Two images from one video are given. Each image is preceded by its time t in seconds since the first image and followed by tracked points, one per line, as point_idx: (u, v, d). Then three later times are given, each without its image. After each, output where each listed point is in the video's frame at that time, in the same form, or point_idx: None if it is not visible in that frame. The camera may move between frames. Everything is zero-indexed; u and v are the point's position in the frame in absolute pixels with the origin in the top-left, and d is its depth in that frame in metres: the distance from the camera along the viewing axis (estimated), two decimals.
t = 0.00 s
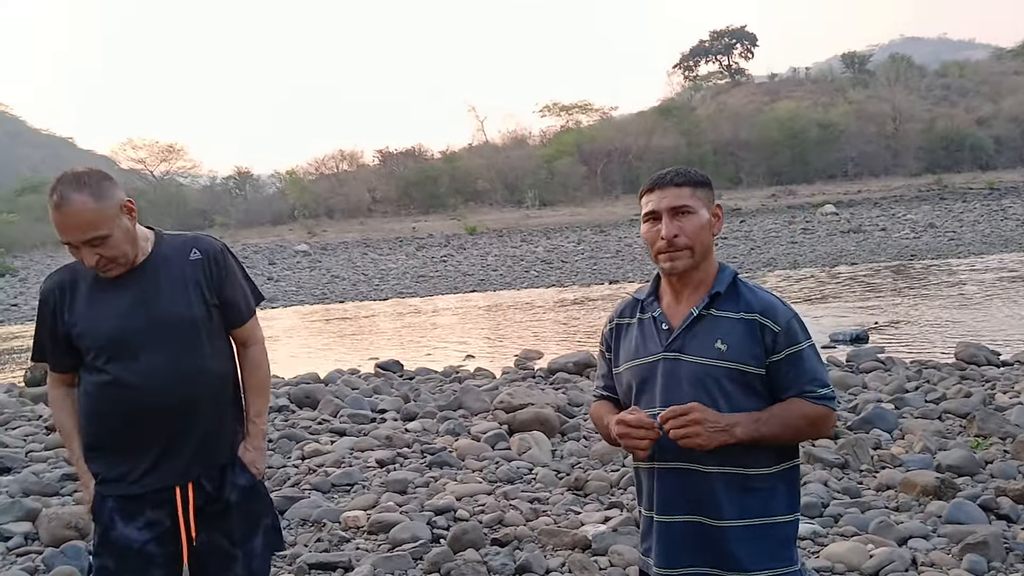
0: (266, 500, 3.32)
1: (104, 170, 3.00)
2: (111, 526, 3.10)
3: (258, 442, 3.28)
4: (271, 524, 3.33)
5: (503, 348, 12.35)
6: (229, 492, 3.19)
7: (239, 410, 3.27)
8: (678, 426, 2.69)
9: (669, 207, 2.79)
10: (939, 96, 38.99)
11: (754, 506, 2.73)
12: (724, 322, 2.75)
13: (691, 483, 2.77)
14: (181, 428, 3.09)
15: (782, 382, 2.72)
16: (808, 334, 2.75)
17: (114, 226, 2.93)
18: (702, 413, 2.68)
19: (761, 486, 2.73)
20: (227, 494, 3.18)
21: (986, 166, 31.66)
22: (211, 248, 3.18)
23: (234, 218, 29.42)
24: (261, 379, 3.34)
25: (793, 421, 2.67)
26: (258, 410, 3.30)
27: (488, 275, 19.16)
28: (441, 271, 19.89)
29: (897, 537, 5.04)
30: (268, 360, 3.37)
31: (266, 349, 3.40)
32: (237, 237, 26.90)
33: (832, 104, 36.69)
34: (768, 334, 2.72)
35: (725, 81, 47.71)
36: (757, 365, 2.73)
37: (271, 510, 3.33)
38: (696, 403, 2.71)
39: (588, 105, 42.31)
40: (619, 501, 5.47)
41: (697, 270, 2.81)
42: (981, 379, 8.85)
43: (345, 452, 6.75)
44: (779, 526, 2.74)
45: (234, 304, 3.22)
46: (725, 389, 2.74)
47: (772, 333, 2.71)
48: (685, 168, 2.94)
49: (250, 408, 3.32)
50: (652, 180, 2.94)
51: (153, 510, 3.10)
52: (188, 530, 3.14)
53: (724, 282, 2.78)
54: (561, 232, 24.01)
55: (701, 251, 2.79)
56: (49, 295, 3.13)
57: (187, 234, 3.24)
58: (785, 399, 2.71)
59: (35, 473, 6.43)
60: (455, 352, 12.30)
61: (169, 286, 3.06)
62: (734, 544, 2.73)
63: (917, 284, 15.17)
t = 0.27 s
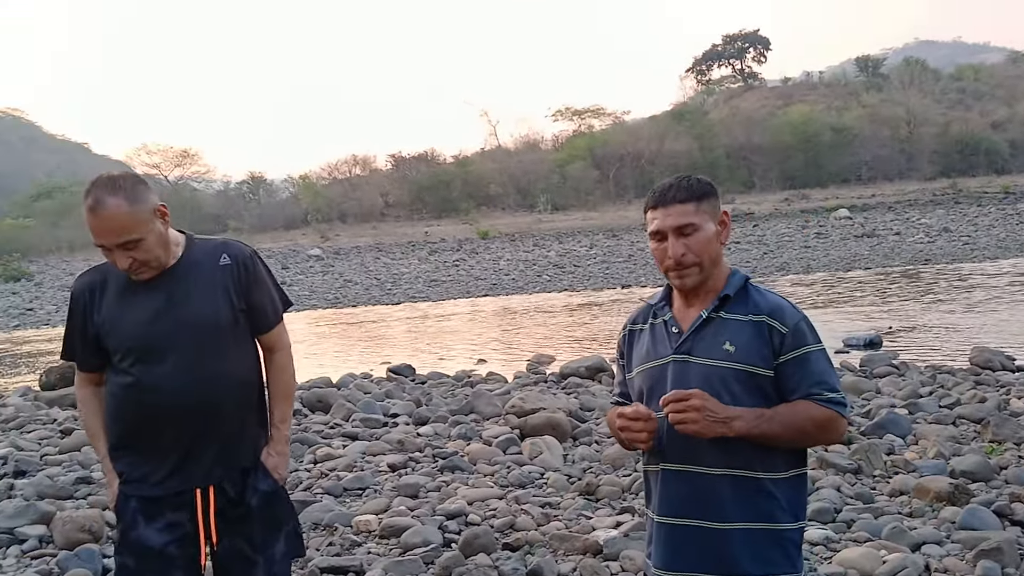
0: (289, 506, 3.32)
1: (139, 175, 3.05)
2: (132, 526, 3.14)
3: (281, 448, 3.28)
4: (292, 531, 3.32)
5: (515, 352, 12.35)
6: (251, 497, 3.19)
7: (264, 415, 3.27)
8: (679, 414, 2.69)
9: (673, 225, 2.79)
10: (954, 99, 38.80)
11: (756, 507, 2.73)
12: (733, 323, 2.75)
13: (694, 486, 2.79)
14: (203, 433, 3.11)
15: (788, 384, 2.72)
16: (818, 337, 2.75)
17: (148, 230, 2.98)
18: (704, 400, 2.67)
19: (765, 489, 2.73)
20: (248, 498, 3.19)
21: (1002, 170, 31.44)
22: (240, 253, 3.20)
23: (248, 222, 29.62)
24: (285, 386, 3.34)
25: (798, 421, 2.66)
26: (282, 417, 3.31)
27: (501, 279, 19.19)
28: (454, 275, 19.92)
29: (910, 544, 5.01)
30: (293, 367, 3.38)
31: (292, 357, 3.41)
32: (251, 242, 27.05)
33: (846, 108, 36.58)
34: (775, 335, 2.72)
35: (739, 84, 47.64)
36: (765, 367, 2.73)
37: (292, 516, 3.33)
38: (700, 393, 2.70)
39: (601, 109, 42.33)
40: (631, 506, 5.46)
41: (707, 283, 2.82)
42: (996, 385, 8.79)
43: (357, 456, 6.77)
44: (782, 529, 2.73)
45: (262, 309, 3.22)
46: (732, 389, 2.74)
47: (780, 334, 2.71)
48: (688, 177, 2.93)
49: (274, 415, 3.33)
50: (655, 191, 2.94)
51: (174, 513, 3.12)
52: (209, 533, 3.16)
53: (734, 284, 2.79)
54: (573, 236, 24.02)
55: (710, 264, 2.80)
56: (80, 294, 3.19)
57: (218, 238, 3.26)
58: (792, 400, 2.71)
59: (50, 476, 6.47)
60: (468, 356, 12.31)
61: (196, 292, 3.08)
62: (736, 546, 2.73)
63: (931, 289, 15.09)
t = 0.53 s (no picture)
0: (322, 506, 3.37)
1: (187, 174, 3.11)
2: (167, 517, 3.22)
3: (316, 447, 3.35)
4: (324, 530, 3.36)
5: (531, 352, 12.35)
6: (284, 494, 3.25)
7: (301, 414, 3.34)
8: (697, 409, 2.70)
9: (684, 255, 2.74)
10: (973, 98, 38.49)
11: (772, 507, 2.73)
12: (749, 325, 2.75)
13: (709, 487, 2.79)
14: (240, 430, 3.18)
15: (803, 385, 2.71)
16: (833, 338, 2.73)
17: (198, 230, 3.06)
18: (722, 399, 2.68)
19: (781, 489, 2.72)
20: (282, 496, 3.25)
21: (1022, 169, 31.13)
22: (285, 255, 3.27)
23: (265, 222, 29.77)
24: (325, 388, 3.40)
25: (814, 424, 2.64)
26: (318, 418, 3.39)
27: (517, 279, 19.18)
28: (470, 275, 19.94)
29: (928, 545, 4.99)
30: (332, 370, 3.44)
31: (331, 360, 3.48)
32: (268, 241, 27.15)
33: (864, 107, 36.37)
34: (791, 337, 2.71)
35: (756, 83, 47.44)
36: (780, 369, 2.72)
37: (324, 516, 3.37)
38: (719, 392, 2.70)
39: (617, 109, 42.26)
40: (647, 506, 5.45)
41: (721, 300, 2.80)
42: (1016, 385, 8.72)
43: (373, 455, 6.79)
44: (799, 528, 2.72)
45: (304, 311, 3.29)
46: (748, 391, 2.74)
47: (795, 335, 2.71)
48: (696, 188, 2.84)
49: (312, 415, 3.40)
50: (663, 206, 2.85)
51: (207, 506, 3.20)
52: (243, 528, 3.24)
53: (749, 287, 2.77)
54: (589, 236, 23.99)
55: (724, 286, 2.77)
56: (126, 285, 3.27)
57: (264, 238, 3.33)
58: (807, 402, 2.70)
59: (69, 474, 6.53)
60: (484, 356, 12.32)
61: (240, 291, 3.16)
62: (754, 545, 2.73)
63: (950, 289, 14.98)
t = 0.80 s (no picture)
0: (347, 512, 3.40)
1: (232, 179, 3.18)
2: (194, 509, 3.29)
3: (347, 452, 3.42)
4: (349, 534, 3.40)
5: (542, 353, 12.35)
6: (310, 496, 3.29)
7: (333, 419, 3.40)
8: (714, 409, 2.69)
9: (695, 262, 2.73)
10: (988, 99, 38.27)
11: (787, 509, 2.72)
12: (761, 327, 2.75)
13: (725, 490, 2.78)
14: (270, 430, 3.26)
15: (816, 386, 2.71)
16: (845, 338, 2.73)
17: (243, 238, 3.14)
18: (738, 399, 2.68)
19: (796, 490, 2.72)
20: (308, 497, 3.29)
21: None
22: (325, 263, 3.35)
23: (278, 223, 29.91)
24: (360, 396, 3.50)
25: (828, 424, 2.64)
26: (352, 422, 3.46)
27: (529, 280, 19.19)
28: (482, 276, 19.95)
29: (941, 547, 4.97)
30: (368, 378, 3.52)
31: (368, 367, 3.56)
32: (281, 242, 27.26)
33: (877, 108, 36.23)
34: (804, 338, 2.71)
35: (769, 84, 47.34)
36: (794, 370, 2.72)
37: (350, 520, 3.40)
38: (735, 391, 2.70)
39: (629, 110, 42.23)
40: (659, 508, 5.45)
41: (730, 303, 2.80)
42: None
43: (385, 455, 6.81)
44: (813, 529, 2.72)
45: (338, 319, 3.36)
46: (763, 394, 2.73)
47: (808, 337, 2.71)
48: (703, 193, 2.82)
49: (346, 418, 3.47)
50: (672, 211, 2.83)
51: (234, 502, 3.26)
52: (269, 527, 3.27)
53: (760, 289, 2.77)
54: (602, 237, 23.98)
55: (735, 290, 2.77)
56: (171, 280, 3.41)
57: (307, 244, 3.42)
58: (820, 402, 2.70)
59: (84, 473, 6.57)
60: (496, 357, 12.33)
61: (278, 296, 3.25)
62: (770, 546, 2.73)
63: (964, 291, 14.89)
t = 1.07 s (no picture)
0: (371, 507, 3.48)
1: (261, 186, 3.23)
2: (222, 498, 3.40)
3: (372, 449, 3.44)
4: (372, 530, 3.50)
5: (557, 353, 12.33)
6: (335, 493, 3.37)
7: (360, 418, 3.45)
8: (730, 407, 2.69)
9: (711, 266, 2.72)
10: (1007, 97, 37.96)
11: (805, 509, 2.72)
12: (780, 327, 2.74)
13: (740, 491, 2.77)
14: (298, 429, 3.33)
15: (834, 387, 2.70)
16: (865, 338, 2.72)
17: (273, 243, 3.20)
18: (756, 395, 2.67)
19: (813, 490, 2.71)
20: (332, 494, 3.37)
21: None
22: (353, 265, 3.38)
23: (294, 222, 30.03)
24: (387, 393, 3.49)
25: (847, 424, 2.64)
26: (377, 420, 3.47)
27: (544, 279, 19.18)
28: (497, 275, 19.95)
29: (960, 547, 4.94)
30: (396, 376, 3.51)
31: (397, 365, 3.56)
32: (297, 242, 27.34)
33: (895, 107, 36.01)
34: (823, 338, 2.70)
35: (785, 83, 47.13)
36: (813, 370, 2.71)
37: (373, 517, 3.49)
38: (753, 390, 2.69)
39: (645, 109, 42.15)
40: (675, 507, 5.44)
41: (748, 305, 2.79)
42: None
43: (401, 453, 6.82)
44: (829, 529, 2.71)
45: (366, 320, 3.40)
46: (782, 394, 2.72)
47: (827, 336, 2.69)
48: (718, 196, 2.81)
49: (371, 417, 3.48)
50: (687, 214, 2.83)
51: (261, 495, 3.37)
52: (297, 521, 3.37)
53: (779, 290, 2.76)
54: (617, 236, 23.94)
55: (753, 292, 2.76)
56: (205, 276, 3.48)
57: (337, 244, 3.45)
58: (838, 401, 2.69)
59: (101, 470, 6.61)
60: (511, 356, 12.34)
61: (307, 298, 3.31)
62: (788, 546, 2.73)
63: (983, 290, 14.77)
